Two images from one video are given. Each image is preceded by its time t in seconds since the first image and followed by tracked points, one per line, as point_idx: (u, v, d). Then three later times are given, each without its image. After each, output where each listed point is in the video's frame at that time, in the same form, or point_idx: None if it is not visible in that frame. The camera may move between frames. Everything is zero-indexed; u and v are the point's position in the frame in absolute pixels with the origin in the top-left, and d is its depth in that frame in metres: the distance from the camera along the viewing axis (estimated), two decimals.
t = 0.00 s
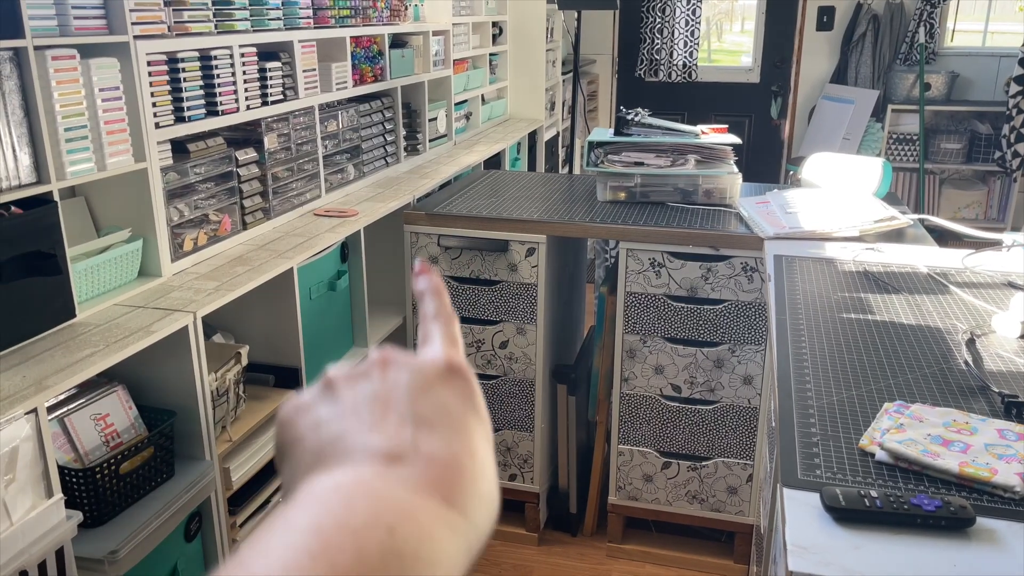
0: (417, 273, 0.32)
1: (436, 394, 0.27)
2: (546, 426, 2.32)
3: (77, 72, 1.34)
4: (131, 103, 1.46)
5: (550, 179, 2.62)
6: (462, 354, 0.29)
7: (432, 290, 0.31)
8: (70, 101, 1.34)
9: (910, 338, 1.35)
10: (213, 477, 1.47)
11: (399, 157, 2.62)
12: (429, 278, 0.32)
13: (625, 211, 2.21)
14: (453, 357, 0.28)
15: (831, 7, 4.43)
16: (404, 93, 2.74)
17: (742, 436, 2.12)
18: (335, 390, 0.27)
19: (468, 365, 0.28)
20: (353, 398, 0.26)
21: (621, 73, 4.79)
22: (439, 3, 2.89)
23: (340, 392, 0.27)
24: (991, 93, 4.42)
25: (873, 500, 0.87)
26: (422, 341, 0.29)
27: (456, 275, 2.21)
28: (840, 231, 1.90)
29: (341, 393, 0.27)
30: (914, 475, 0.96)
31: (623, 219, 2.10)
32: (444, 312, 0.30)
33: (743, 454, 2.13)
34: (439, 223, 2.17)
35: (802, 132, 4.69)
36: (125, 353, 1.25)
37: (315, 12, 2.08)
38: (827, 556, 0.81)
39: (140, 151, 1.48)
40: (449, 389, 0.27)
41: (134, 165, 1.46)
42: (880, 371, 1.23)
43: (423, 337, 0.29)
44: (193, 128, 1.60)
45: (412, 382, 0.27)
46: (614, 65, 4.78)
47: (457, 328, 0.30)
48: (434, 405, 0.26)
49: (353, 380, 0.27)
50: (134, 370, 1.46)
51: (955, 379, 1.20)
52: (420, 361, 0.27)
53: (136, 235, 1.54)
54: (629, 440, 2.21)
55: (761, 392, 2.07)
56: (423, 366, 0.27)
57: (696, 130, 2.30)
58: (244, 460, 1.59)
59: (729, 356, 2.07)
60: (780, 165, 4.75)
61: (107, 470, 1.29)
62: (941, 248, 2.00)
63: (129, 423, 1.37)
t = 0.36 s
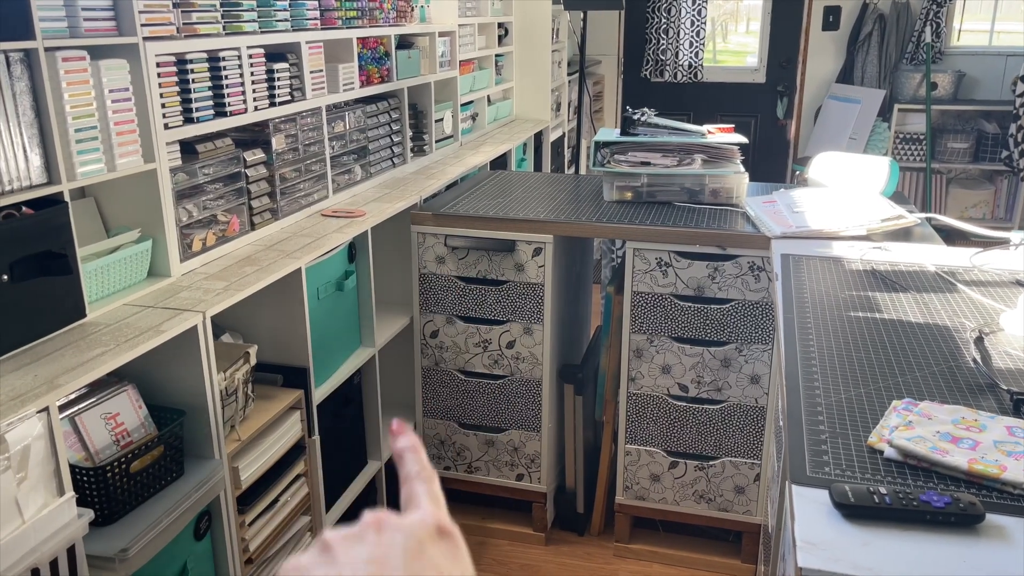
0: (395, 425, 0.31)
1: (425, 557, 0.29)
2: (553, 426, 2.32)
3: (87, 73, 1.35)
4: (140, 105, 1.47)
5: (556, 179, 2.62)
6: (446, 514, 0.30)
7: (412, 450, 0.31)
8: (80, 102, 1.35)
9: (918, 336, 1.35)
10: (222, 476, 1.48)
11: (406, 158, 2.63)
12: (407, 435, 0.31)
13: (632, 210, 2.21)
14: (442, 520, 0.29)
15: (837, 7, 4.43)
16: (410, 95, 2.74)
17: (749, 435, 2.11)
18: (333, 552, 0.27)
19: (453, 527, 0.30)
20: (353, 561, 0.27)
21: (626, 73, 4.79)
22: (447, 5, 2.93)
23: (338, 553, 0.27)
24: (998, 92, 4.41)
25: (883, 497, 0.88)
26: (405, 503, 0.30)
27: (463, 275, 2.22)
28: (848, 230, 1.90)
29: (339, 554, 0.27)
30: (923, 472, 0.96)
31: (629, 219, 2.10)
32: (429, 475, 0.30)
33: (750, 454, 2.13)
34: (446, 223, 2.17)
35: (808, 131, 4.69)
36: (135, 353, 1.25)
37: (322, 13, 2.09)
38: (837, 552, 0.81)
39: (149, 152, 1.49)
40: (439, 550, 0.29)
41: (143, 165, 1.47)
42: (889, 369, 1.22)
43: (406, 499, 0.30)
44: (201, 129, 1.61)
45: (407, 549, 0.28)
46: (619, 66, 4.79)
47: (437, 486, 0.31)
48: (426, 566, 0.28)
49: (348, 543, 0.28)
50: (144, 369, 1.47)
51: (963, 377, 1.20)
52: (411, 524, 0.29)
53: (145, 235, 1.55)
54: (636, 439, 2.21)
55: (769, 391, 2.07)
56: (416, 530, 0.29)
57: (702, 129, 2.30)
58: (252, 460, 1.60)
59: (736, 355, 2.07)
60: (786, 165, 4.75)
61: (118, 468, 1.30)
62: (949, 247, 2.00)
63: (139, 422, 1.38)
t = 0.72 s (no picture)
0: (417, 252, 0.34)
1: (433, 378, 0.29)
2: (559, 427, 2.32)
3: (97, 77, 1.36)
4: (150, 108, 1.48)
5: (562, 181, 2.63)
6: (460, 336, 0.31)
7: (431, 271, 0.33)
8: (90, 105, 1.36)
9: (925, 338, 1.35)
10: (231, 477, 1.49)
11: (411, 159, 2.64)
12: (427, 259, 0.33)
13: (638, 212, 2.21)
14: (451, 338, 0.30)
15: (842, 8, 4.44)
16: (415, 97, 2.75)
17: (756, 437, 2.12)
18: (338, 375, 0.29)
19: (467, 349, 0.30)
20: (356, 384, 0.29)
21: (630, 75, 4.80)
22: (450, 8, 2.92)
23: (344, 377, 0.29)
24: (1003, 92, 4.40)
25: (892, 498, 0.88)
26: (422, 324, 0.31)
27: (469, 277, 2.22)
28: (854, 231, 1.91)
29: (345, 378, 0.29)
30: (932, 473, 0.96)
31: (635, 221, 2.11)
32: (443, 295, 0.32)
33: (756, 455, 2.13)
34: (452, 225, 2.18)
35: (813, 132, 4.68)
36: (145, 354, 1.26)
37: (328, 16, 2.10)
38: (847, 554, 0.82)
39: (158, 155, 1.50)
40: (448, 373, 0.29)
41: (152, 168, 1.48)
42: (896, 370, 1.23)
43: (422, 322, 0.31)
44: (210, 132, 1.62)
45: (411, 368, 0.29)
46: (624, 67, 4.79)
47: (456, 310, 0.32)
48: (435, 388, 0.29)
49: (355, 366, 0.29)
50: (153, 371, 1.48)
51: (971, 378, 1.20)
52: (420, 345, 0.30)
53: (154, 238, 1.56)
54: (642, 441, 2.21)
55: (775, 392, 2.07)
56: (423, 351, 0.30)
57: (708, 130, 2.31)
58: (261, 461, 1.61)
59: (742, 357, 2.07)
60: (791, 166, 4.75)
61: (128, 469, 1.30)
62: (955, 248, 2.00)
63: (149, 423, 1.38)
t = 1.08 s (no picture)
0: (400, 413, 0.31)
1: (419, 536, 0.29)
2: (563, 429, 2.32)
3: (102, 79, 1.36)
4: (155, 110, 1.48)
5: (565, 183, 2.63)
6: (444, 494, 0.30)
7: (413, 434, 0.30)
8: (96, 107, 1.36)
9: (930, 339, 1.35)
10: (235, 478, 1.49)
11: (415, 162, 2.64)
12: (410, 422, 0.31)
13: (641, 214, 2.22)
14: (439, 497, 0.29)
15: (844, 10, 4.43)
16: (419, 99, 2.75)
17: (759, 439, 2.12)
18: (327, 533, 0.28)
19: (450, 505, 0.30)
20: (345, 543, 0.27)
21: (633, 77, 4.80)
22: (454, 10, 2.94)
23: (334, 535, 0.28)
24: (1006, 95, 4.40)
25: (897, 498, 0.88)
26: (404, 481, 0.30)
27: (472, 279, 2.22)
28: (857, 233, 1.91)
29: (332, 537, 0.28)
30: (937, 473, 0.96)
31: (639, 223, 2.11)
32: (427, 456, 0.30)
33: (760, 457, 2.13)
34: (456, 227, 2.18)
35: (816, 135, 4.68)
36: (150, 356, 1.26)
37: (332, 19, 2.10)
38: (853, 554, 0.82)
39: (163, 157, 1.50)
40: (435, 528, 0.29)
41: (157, 170, 1.48)
42: (901, 371, 1.23)
43: (406, 480, 0.30)
44: (214, 134, 1.62)
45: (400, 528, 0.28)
46: (626, 70, 4.79)
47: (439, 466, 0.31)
48: (422, 545, 0.29)
49: (343, 522, 0.28)
50: (158, 373, 1.48)
51: (976, 379, 1.20)
52: (407, 503, 0.29)
53: (159, 239, 1.56)
54: (645, 443, 2.21)
55: (779, 394, 2.07)
56: (411, 509, 0.29)
57: (711, 132, 2.31)
58: (265, 462, 1.61)
59: (746, 359, 2.07)
60: (794, 168, 4.74)
61: (133, 470, 1.31)
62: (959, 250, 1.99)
63: (153, 425, 1.39)
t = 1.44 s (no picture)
0: (427, 289, 0.35)
1: (438, 424, 0.31)
2: (565, 435, 2.32)
3: (107, 86, 1.37)
4: (159, 117, 1.49)
5: (567, 188, 2.64)
6: (466, 377, 0.33)
7: (438, 309, 0.34)
8: (100, 114, 1.37)
9: (932, 346, 1.35)
10: (238, 484, 1.49)
11: (417, 168, 2.65)
12: (435, 296, 0.34)
13: (643, 219, 2.22)
14: (456, 381, 0.32)
15: (846, 16, 4.42)
16: (421, 105, 2.76)
17: (762, 444, 2.12)
18: (344, 423, 0.31)
19: (469, 390, 0.32)
20: (362, 432, 0.31)
21: (634, 83, 4.81)
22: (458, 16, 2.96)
23: (350, 425, 0.31)
24: (1007, 100, 4.41)
25: (901, 505, 0.88)
26: (429, 362, 0.33)
27: (474, 285, 2.23)
28: (858, 239, 1.91)
29: (353, 427, 0.31)
30: (941, 480, 0.96)
31: (641, 228, 2.11)
32: (450, 335, 0.33)
33: (763, 462, 2.13)
34: (458, 232, 2.19)
35: (817, 140, 4.69)
36: (155, 362, 1.27)
37: (335, 25, 2.11)
38: (857, 560, 0.82)
39: (167, 163, 1.51)
40: (453, 416, 0.32)
41: (161, 176, 1.49)
42: (904, 378, 1.23)
43: (430, 361, 0.33)
44: (218, 140, 1.63)
45: (416, 415, 0.31)
46: (627, 76, 4.81)
47: (461, 350, 0.34)
48: (441, 430, 0.31)
49: (360, 413, 0.32)
50: (161, 378, 1.48)
51: (979, 385, 1.20)
52: (425, 389, 0.32)
53: (163, 245, 1.57)
54: (648, 448, 2.21)
55: (781, 400, 2.07)
56: (429, 395, 0.32)
57: (713, 138, 2.30)
58: (268, 468, 1.61)
59: (748, 364, 2.08)
60: (795, 174, 4.75)
61: (136, 476, 1.31)
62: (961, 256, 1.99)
63: (157, 430, 1.39)
